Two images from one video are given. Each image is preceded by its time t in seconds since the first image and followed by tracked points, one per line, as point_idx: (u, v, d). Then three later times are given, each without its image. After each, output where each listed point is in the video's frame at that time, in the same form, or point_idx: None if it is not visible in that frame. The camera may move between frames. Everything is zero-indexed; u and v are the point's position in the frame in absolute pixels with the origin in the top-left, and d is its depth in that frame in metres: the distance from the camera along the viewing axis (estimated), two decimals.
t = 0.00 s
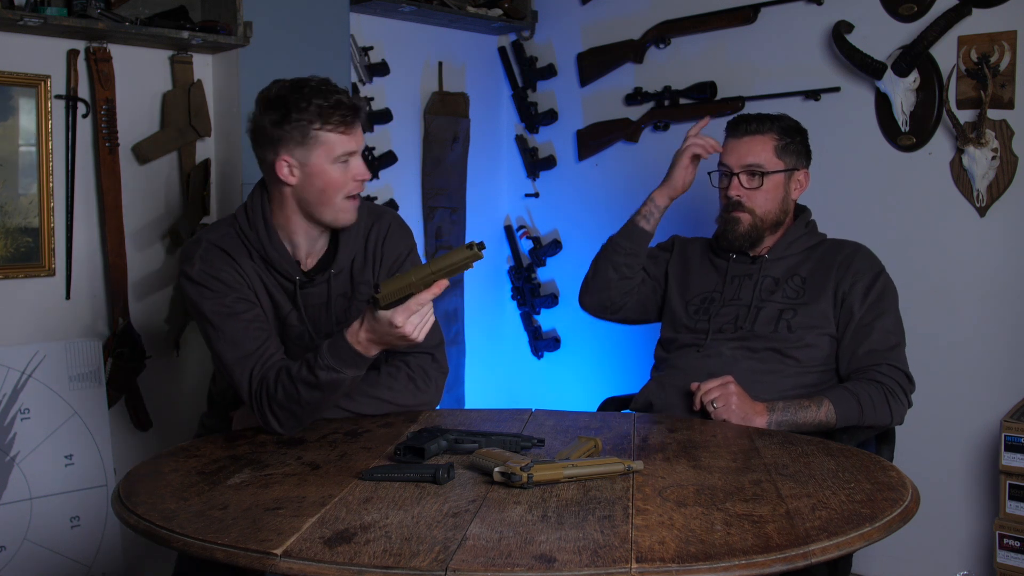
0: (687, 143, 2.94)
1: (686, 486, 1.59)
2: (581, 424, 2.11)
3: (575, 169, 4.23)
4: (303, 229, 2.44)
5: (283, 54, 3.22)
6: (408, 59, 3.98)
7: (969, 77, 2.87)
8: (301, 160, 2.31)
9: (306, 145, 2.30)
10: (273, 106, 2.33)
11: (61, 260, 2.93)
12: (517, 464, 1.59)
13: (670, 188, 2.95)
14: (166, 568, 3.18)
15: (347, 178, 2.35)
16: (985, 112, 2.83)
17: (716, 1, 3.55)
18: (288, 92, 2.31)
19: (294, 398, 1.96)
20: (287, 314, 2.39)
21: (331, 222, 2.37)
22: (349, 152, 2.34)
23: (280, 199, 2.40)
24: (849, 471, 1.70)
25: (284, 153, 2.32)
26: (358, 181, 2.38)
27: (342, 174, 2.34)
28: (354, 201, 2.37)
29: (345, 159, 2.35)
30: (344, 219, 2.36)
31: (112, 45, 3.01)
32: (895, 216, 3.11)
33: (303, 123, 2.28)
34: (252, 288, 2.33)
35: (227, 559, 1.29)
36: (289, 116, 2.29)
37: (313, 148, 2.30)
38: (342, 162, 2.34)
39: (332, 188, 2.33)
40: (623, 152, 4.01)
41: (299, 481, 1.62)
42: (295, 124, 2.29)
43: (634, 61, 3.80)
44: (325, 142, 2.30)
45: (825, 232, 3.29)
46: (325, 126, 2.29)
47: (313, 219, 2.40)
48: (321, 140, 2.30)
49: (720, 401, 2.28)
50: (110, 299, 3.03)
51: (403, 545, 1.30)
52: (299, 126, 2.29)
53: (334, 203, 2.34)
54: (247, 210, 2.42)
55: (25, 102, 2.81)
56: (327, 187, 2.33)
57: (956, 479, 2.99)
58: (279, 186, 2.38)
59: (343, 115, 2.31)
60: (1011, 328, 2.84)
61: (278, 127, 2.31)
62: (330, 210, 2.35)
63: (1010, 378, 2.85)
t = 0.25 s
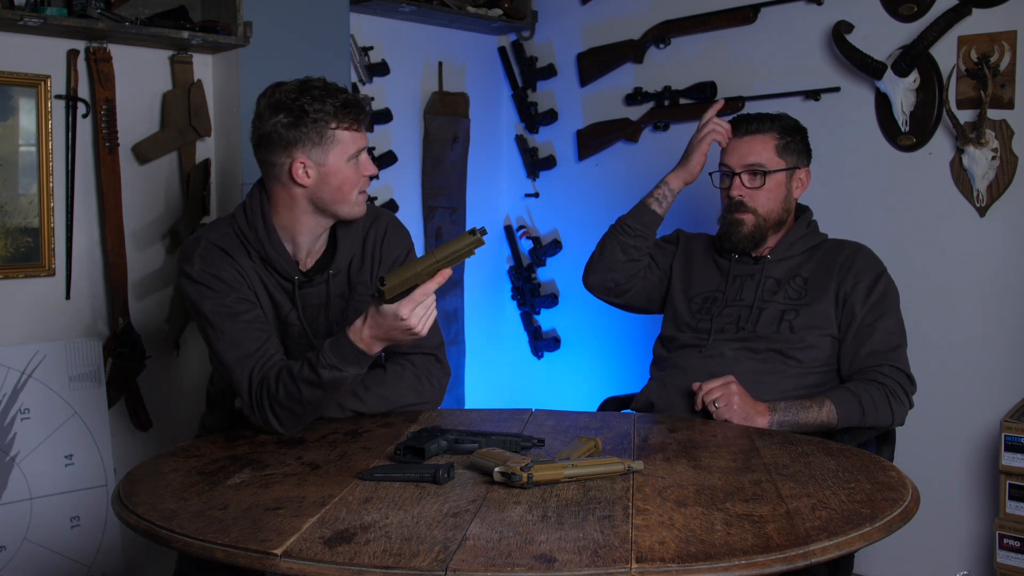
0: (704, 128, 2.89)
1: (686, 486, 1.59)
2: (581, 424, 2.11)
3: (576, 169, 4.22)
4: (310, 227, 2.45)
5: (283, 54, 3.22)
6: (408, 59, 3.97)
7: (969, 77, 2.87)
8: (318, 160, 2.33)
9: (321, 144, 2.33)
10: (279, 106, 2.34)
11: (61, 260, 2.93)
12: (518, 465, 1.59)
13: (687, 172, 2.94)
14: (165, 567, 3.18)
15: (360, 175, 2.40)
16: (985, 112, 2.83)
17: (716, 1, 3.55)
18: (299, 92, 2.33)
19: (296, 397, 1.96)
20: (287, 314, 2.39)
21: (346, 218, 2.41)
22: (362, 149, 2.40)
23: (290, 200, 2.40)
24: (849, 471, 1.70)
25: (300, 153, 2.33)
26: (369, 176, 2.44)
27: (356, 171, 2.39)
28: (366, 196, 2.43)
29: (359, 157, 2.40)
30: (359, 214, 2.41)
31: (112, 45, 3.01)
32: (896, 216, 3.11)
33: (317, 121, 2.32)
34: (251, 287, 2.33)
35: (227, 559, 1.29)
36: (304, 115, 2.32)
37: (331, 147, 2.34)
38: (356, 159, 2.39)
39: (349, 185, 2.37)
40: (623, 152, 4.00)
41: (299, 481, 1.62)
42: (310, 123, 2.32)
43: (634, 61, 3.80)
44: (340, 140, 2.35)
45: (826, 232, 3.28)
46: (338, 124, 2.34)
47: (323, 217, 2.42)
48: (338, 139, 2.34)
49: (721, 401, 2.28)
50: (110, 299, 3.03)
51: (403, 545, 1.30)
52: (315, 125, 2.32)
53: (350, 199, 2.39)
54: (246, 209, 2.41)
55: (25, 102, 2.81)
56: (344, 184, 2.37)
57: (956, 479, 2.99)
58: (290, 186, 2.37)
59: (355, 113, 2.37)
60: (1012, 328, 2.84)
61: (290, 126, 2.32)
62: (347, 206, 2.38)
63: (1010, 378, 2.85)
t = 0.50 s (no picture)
0: (714, 129, 2.85)
1: (686, 486, 1.59)
2: (581, 424, 2.11)
3: (576, 169, 4.23)
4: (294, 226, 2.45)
5: (283, 54, 3.22)
6: (408, 59, 3.97)
7: (969, 77, 2.87)
8: (278, 153, 2.36)
9: (284, 140, 2.34)
10: (260, 102, 2.40)
11: (61, 260, 2.93)
12: (518, 465, 1.59)
13: (693, 170, 2.93)
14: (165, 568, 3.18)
15: (322, 176, 2.34)
16: (985, 112, 2.83)
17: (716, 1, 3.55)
18: (276, 88, 2.36)
19: (297, 395, 1.96)
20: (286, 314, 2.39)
21: (306, 219, 2.37)
22: (326, 150, 2.34)
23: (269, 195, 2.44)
24: (849, 471, 1.70)
25: (265, 145, 2.38)
26: (335, 179, 2.36)
27: (317, 171, 2.34)
28: (326, 199, 2.35)
29: (323, 157, 2.34)
30: (315, 216, 2.35)
31: (112, 45, 3.01)
32: (896, 216, 3.11)
33: (282, 118, 2.33)
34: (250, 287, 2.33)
35: (227, 559, 1.29)
36: (274, 111, 2.34)
37: (291, 143, 2.33)
38: (319, 159, 2.34)
39: (304, 183, 2.34)
40: (623, 152, 4.00)
41: (299, 481, 1.62)
42: (276, 119, 2.34)
43: (634, 61, 3.80)
44: (302, 138, 2.32)
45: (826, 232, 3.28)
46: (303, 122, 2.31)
47: (299, 217, 2.41)
48: (298, 136, 2.32)
49: (721, 400, 2.28)
50: (110, 299, 3.03)
51: (403, 545, 1.30)
52: (279, 120, 2.34)
53: (307, 199, 2.35)
54: (243, 208, 2.42)
55: (25, 102, 2.81)
56: (300, 182, 2.34)
57: (956, 479, 2.99)
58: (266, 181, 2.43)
59: (323, 111, 2.31)
60: (1012, 327, 2.84)
61: (262, 121, 2.38)
62: (303, 205, 2.35)
63: (1010, 378, 2.85)
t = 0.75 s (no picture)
0: (713, 125, 2.86)
1: (686, 486, 1.59)
2: (581, 424, 2.11)
3: (576, 169, 4.23)
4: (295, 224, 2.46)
5: (283, 54, 3.22)
6: (408, 59, 3.97)
7: (969, 77, 2.87)
8: (284, 150, 2.36)
9: (290, 137, 2.34)
10: (270, 99, 2.40)
11: (61, 260, 2.93)
12: (518, 465, 1.59)
13: (693, 167, 2.93)
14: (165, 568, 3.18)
15: (326, 176, 2.34)
16: (985, 112, 2.83)
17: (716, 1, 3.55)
18: (287, 86, 2.36)
19: (299, 395, 1.95)
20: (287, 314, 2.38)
21: (307, 217, 2.38)
22: (332, 150, 2.34)
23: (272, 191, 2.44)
24: (849, 471, 1.70)
25: (271, 141, 2.39)
26: (338, 180, 2.36)
27: (321, 171, 2.34)
28: (329, 200, 2.36)
29: (328, 158, 2.34)
30: (316, 215, 2.36)
31: (112, 45, 3.01)
32: (896, 216, 3.11)
33: (291, 116, 2.33)
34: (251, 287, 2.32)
35: (227, 559, 1.29)
36: (282, 108, 2.34)
37: (297, 141, 2.34)
38: (325, 159, 2.34)
39: (307, 182, 2.34)
40: (623, 151, 4.00)
41: (299, 481, 1.62)
42: (283, 117, 2.34)
43: (634, 61, 3.80)
44: (308, 137, 2.32)
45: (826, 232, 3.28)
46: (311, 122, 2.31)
47: (298, 216, 2.42)
48: (305, 135, 2.32)
49: (721, 400, 2.28)
50: (110, 299, 3.03)
51: (403, 545, 1.30)
52: (286, 117, 2.34)
53: (309, 198, 2.35)
54: (245, 206, 2.43)
55: (25, 102, 2.81)
56: (303, 181, 2.34)
57: (956, 478, 2.99)
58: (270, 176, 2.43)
59: (332, 113, 2.31)
60: (1011, 327, 2.84)
61: (271, 116, 2.38)
62: (305, 203, 2.35)
63: (1010, 378, 2.85)
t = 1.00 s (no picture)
0: (712, 129, 2.86)
1: (686, 486, 1.59)
2: (581, 424, 2.11)
3: (576, 169, 4.23)
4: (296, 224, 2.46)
5: (283, 54, 3.22)
6: (408, 59, 3.97)
7: (969, 77, 2.87)
8: (282, 148, 2.37)
9: (288, 135, 2.35)
10: (267, 97, 2.41)
11: (61, 260, 2.93)
12: (518, 465, 1.59)
13: (693, 169, 2.92)
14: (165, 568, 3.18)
15: (323, 173, 2.34)
16: (985, 112, 2.83)
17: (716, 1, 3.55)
18: (283, 83, 2.37)
19: (299, 396, 1.95)
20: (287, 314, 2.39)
21: (305, 214, 2.37)
22: (329, 147, 2.34)
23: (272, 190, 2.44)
24: (849, 471, 1.70)
25: (269, 138, 2.39)
26: (336, 177, 2.36)
27: (318, 167, 2.34)
28: (327, 196, 2.35)
29: (325, 154, 2.34)
30: (315, 211, 2.35)
31: (112, 45, 3.01)
32: (896, 216, 3.11)
33: (287, 113, 2.33)
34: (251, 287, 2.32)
35: (227, 559, 1.30)
36: (279, 105, 2.35)
37: (294, 138, 2.34)
38: (322, 155, 2.34)
39: (305, 179, 2.34)
40: (623, 151, 4.00)
41: (299, 481, 1.62)
42: (280, 114, 2.35)
43: (634, 61, 3.80)
44: (304, 133, 2.33)
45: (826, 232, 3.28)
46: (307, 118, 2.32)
47: (298, 214, 2.42)
48: (302, 131, 2.33)
49: (721, 400, 2.28)
50: (110, 299, 3.03)
51: (403, 545, 1.30)
52: (284, 115, 2.34)
53: (307, 194, 2.35)
54: (245, 205, 2.43)
55: (25, 102, 2.81)
56: (301, 178, 2.34)
57: (956, 478, 2.99)
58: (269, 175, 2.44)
59: (328, 109, 2.31)
60: (1011, 327, 2.84)
61: (268, 114, 2.38)
62: (303, 200, 2.35)
63: (1010, 378, 2.85)
